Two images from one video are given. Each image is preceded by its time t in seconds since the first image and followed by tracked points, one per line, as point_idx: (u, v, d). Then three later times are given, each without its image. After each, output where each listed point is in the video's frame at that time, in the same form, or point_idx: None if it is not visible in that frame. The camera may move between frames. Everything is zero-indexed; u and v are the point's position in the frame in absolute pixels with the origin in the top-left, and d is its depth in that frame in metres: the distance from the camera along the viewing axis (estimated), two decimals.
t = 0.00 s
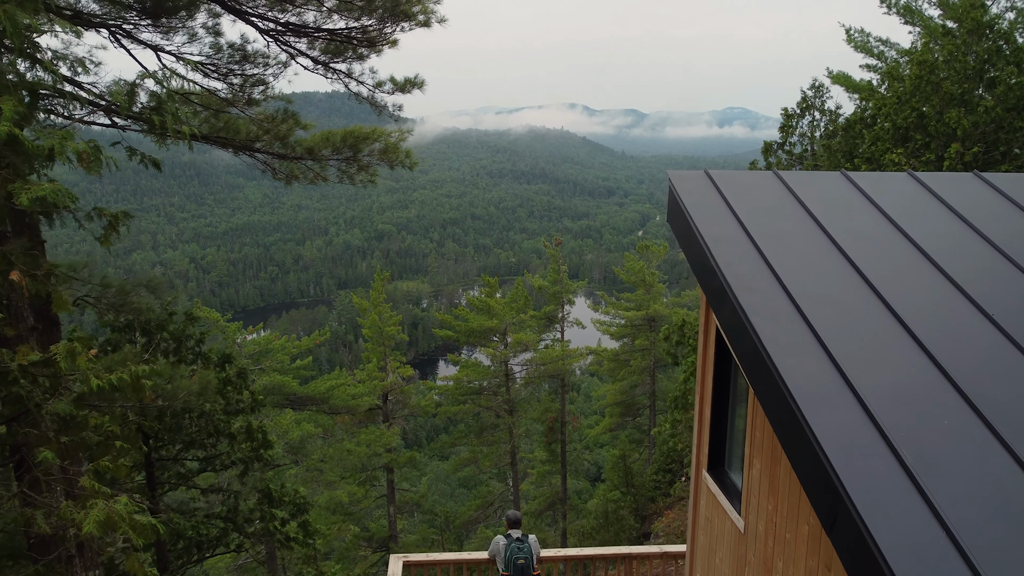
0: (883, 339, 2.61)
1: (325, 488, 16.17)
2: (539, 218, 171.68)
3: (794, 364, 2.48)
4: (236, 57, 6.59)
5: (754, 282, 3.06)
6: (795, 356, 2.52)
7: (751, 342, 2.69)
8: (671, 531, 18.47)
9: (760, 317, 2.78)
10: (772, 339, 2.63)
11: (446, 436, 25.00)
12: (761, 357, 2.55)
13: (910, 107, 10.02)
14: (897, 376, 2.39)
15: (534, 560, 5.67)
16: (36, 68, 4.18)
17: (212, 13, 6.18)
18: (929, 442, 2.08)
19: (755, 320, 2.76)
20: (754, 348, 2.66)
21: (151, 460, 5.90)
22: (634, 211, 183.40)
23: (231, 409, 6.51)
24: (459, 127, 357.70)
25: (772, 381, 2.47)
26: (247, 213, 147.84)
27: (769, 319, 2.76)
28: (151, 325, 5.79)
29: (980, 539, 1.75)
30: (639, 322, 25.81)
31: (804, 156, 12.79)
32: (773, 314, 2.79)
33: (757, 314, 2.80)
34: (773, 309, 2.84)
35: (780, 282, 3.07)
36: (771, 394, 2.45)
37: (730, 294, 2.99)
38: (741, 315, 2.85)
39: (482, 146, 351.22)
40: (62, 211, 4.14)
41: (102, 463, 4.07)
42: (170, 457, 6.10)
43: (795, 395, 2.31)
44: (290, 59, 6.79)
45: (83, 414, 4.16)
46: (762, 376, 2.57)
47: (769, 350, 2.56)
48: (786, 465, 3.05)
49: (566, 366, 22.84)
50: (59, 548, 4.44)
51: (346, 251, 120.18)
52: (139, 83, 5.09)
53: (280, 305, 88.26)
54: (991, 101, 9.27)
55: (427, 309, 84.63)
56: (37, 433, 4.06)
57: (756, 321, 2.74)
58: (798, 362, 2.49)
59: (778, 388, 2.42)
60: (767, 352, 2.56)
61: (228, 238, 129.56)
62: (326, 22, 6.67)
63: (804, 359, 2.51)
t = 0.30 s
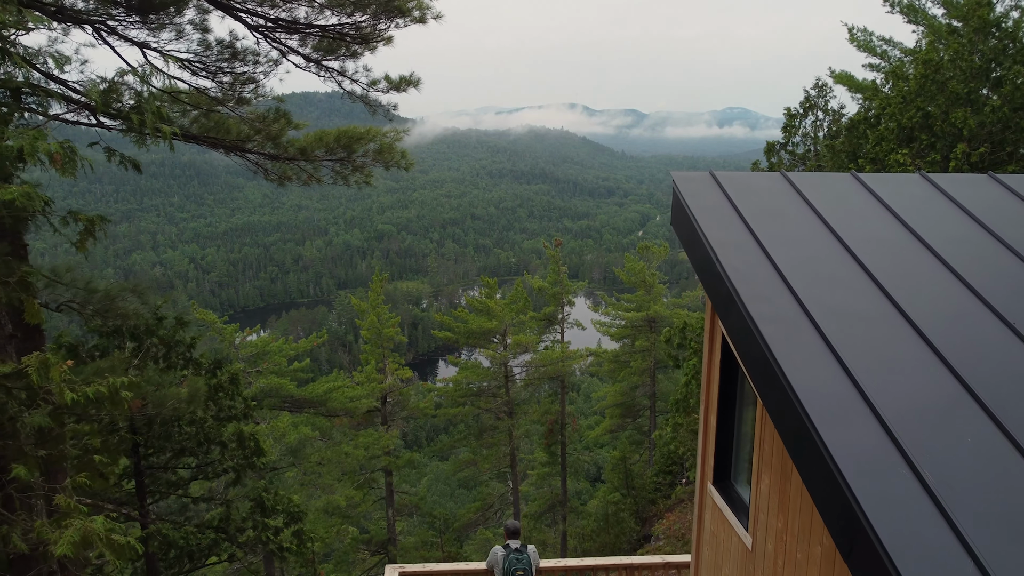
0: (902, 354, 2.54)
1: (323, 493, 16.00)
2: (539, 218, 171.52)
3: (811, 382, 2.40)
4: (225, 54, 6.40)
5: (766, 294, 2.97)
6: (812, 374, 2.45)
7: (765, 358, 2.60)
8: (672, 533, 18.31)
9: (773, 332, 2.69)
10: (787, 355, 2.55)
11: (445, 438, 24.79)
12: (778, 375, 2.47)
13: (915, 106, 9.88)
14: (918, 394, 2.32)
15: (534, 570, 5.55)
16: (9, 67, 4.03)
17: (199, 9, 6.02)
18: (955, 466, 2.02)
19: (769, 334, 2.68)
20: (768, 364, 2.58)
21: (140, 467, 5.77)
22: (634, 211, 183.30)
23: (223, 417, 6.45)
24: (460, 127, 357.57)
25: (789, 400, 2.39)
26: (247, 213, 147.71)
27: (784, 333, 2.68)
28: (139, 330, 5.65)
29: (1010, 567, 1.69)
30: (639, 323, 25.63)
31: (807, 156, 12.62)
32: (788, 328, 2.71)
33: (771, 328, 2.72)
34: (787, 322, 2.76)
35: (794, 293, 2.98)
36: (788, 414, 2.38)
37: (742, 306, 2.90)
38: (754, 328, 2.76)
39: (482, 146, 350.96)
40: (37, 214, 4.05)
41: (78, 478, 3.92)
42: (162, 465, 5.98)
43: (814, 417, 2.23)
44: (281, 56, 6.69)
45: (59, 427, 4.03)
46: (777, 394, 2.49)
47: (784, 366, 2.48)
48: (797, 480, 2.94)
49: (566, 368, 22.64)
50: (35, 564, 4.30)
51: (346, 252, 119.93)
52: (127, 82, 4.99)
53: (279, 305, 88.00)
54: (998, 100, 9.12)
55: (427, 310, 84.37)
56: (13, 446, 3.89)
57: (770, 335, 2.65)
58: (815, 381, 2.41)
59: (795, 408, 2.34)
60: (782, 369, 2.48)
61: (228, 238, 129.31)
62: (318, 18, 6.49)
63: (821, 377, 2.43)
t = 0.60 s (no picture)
0: (917, 358, 2.42)
1: (321, 496, 15.86)
2: (539, 217, 171.31)
3: (823, 389, 2.29)
4: (214, 51, 6.26)
5: (775, 298, 2.87)
6: (823, 380, 2.34)
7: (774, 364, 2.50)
8: (673, 536, 18.17)
9: (783, 336, 2.58)
10: (797, 361, 2.44)
11: (445, 440, 24.64)
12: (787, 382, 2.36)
13: (921, 106, 9.73)
14: (937, 401, 2.20)
15: None
16: None
17: (189, 6, 5.90)
18: (976, 477, 1.90)
19: (777, 339, 2.58)
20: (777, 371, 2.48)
21: (129, 476, 5.65)
22: (634, 211, 183.02)
23: (215, 425, 6.42)
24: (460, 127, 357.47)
25: (800, 407, 2.28)
26: (247, 213, 147.66)
27: (792, 337, 2.57)
28: (127, 335, 5.52)
29: None
30: (640, 324, 25.44)
31: (810, 156, 12.47)
32: (798, 333, 2.60)
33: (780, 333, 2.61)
34: (796, 327, 2.65)
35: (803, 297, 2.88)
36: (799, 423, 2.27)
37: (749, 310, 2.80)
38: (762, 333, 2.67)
39: (482, 146, 350.83)
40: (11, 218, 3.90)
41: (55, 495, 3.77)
42: (150, 474, 5.90)
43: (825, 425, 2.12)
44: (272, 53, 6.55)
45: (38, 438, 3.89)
46: (788, 401, 2.38)
47: (794, 373, 2.38)
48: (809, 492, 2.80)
49: (566, 370, 22.41)
50: None
51: (346, 252, 119.78)
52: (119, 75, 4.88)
53: (279, 306, 87.87)
54: (1006, 99, 8.97)
55: (427, 310, 84.17)
56: None
57: (779, 340, 2.55)
58: (827, 387, 2.30)
59: (807, 416, 2.24)
60: (792, 376, 2.38)
61: (228, 238, 129.19)
62: (310, 13, 6.39)
63: (833, 383, 2.32)
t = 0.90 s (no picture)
0: (941, 372, 2.30)
1: (319, 499, 15.69)
2: (540, 218, 171.05)
3: (839, 401, 2.20)
4: (203, 48, 6.10)
5: (787, 304, 2.77)
6: (839, 391, 2.24)
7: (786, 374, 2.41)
8: (673, 539, 18.00)
9: (795, 345, 2.50)
10: (812, 371, 2.35)
11: (445, 442, 24.48)
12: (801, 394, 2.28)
13: (927, 105, 9.58)
14: (959, 416, 2.11)
15: None
16: None
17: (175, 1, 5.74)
18: (1008, 502, 1.79)
19: (791, 348, 2.48)
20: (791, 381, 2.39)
21: (119, 485, 5.53)
22: (634, 211, 182.77)
23: (208, 431, 6.33)
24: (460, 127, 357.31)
25: (814, 419, 2.19)
26: (247, 213, 147.45)
27: (807, 347, 2.48)
28: (116, 340, 5.45)
29: None
30: (641, 324, 25.24)
31: (814, 156, 12.32)
32: (812, 341, 2.51)
33: (793, 342, 2.52)
34: (809, 335, 2.56)
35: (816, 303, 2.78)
36: (813, 435, 2.18)
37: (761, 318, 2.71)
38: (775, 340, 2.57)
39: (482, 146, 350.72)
40: None
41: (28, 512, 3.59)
42: (138, 484, 5.80)
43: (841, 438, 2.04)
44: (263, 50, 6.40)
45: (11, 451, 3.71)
46: (801, 413, 2.29)
47: (809, 383, 2.29)
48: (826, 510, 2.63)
49: (567, 371, 22.06)
50: None
51: (346, 252, 119.62)
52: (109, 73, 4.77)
53: (278, 306, 87.72)
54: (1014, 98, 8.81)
55: (427, 310, 83.94)
56: None
57: (792, 349, 2.46)
58: (842, 399, 2.21)
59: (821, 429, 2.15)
60: (806, 387, 2.29)
61: (228, 238, 129.10)
62: (301, 8, 6.22)
63: (850, 395, 2.22)
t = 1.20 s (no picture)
0: (972, 391, 2.17)
1: (317, 502, 15.55)
2: (540, 218, 170.73)
3: (861, 418, 2.09)
4: (190, 44, 5.94)
5: (803, 314, 2.65)
6: (861, 409, 2.13)
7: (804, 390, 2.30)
8: (674, 541, 17.85)
9: (814, 360, 2.38)
10: (832, 387, 2.23)
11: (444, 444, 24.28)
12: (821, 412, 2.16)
13: (933, 105, 9.44)
14: (990, 435, 2.00)
15: None
16: None
17: None
18: None
19: (809, 361, 2.36)
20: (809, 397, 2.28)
21: (106, 495, 5.43)
22: (634, 211, 182.54)
23: (199, 438, 6.30)
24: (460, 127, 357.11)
25: (835, 439, 2.08)
26: (247, 213, 147.30)
27: (825, 361, 2.36)
28: (105, 347, 5.41)
29: None
30: (642, 325, 25.02)
31: (818, 157, 12.16)
32: (831, 354, 2.39)
33: (811, 355, 2.40)
34: (828, 349, 2.44)
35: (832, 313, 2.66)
36: (834, 456, 2.07)
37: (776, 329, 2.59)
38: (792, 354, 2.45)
39: (482, 146, 350.48)
40: None
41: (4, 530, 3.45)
42: (127, 492, 5.74)
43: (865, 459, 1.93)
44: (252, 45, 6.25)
45: None
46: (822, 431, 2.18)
47: (829, 399, 2.17)
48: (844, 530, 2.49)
49: (567, 373, 21.76)
50: None
51: (346, 252, 119.40)
52: (99, 73, 4.68)
53: (278, 306, 87.49)
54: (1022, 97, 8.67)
55: (427, 310, 83.73)
56: None
57: (810, 363, 2.34)
58: (865, 418, 2.09)
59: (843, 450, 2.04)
60: (826, 404, 2.18)
61: (228, 238, 128.91)
62: (293, 3, 6.03)
63: (873, 412, 2.11)
